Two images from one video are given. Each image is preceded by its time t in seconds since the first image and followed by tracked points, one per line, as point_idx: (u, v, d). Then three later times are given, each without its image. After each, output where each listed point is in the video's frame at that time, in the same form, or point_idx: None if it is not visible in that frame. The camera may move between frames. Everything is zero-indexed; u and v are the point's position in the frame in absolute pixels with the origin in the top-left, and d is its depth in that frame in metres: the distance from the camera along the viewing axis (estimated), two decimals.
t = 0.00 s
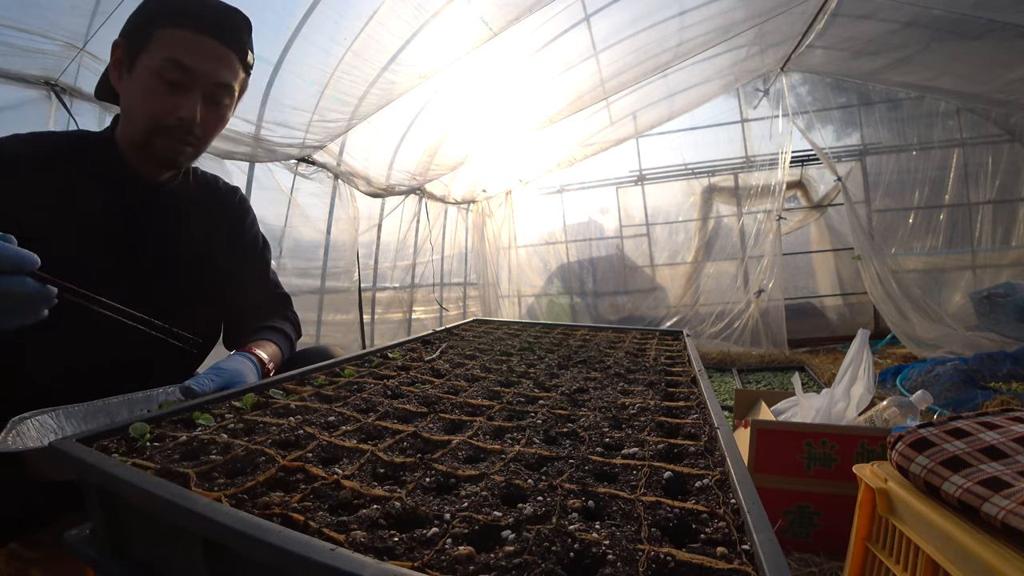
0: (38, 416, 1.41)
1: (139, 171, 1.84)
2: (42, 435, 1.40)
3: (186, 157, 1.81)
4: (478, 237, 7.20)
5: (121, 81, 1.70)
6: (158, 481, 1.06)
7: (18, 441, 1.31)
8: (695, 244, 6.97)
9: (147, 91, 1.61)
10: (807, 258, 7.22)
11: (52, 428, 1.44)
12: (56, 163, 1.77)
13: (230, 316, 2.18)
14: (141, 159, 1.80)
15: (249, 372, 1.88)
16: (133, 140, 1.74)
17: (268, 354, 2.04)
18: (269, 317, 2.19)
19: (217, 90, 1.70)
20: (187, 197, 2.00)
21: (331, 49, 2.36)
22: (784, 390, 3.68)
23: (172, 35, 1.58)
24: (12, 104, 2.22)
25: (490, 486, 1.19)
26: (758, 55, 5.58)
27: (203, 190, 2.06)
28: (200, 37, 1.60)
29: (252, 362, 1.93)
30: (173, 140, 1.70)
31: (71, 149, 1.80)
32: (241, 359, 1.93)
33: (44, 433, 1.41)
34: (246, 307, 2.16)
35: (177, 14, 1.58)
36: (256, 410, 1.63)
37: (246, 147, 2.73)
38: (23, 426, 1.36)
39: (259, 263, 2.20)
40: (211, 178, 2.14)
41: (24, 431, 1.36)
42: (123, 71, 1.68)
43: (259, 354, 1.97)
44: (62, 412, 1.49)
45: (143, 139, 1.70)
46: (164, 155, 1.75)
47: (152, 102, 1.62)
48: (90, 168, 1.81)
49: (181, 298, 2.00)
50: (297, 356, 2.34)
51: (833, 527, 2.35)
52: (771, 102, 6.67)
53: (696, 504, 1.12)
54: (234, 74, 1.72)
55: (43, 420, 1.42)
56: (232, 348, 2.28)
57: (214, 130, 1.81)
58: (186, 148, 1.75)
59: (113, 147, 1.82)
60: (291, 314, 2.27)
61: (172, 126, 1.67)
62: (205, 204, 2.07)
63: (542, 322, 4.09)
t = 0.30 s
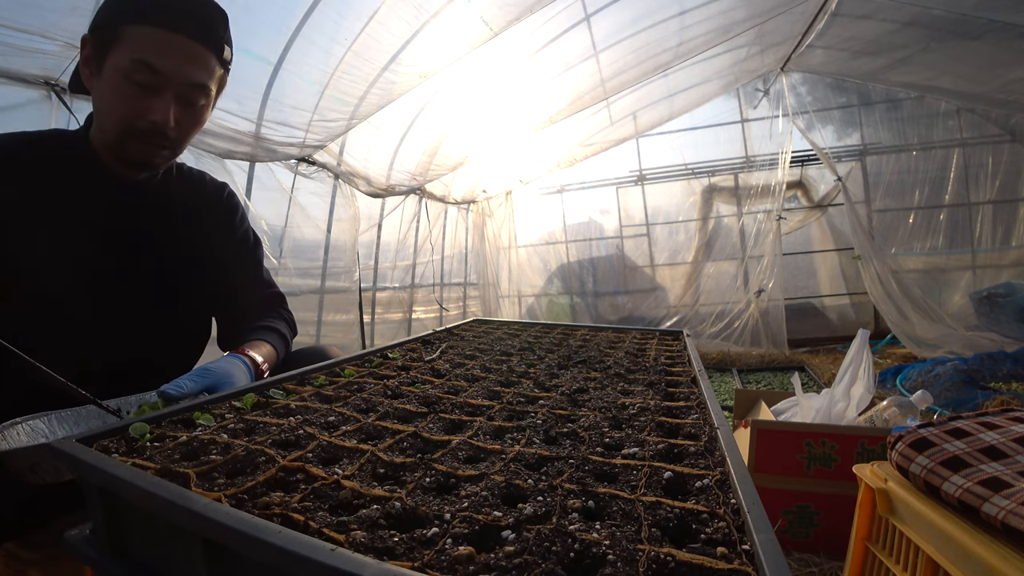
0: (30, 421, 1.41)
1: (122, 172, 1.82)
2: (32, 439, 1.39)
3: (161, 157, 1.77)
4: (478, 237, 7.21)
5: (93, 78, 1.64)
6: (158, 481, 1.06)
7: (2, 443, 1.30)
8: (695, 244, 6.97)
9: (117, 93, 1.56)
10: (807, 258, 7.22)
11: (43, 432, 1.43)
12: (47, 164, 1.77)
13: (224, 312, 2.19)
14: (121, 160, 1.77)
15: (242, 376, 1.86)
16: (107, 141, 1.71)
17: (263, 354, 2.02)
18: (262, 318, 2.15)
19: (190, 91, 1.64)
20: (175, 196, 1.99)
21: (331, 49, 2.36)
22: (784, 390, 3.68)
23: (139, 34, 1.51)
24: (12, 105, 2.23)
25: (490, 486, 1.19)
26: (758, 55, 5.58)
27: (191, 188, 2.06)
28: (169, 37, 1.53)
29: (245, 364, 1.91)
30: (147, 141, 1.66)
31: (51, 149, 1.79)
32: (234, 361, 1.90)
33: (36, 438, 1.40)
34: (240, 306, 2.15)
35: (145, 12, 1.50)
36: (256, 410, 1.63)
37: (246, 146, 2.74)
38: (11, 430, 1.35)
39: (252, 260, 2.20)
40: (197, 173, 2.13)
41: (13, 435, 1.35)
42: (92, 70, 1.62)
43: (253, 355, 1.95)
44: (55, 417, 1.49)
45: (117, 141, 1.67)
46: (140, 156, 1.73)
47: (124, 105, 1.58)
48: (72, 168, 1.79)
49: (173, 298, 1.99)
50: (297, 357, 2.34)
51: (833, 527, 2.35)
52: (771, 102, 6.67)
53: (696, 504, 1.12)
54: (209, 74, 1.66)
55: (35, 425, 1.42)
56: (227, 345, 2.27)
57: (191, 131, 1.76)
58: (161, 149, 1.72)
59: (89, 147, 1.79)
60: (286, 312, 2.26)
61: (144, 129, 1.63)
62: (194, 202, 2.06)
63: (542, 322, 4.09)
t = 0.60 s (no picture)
0: (30, 426, 1.41)
1: (118, 173, 1.82)
2: (32, 444, 1.39)
3: (156, 157, 1.78)
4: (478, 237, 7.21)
5: (86, 77, 1.64)
6: (158, 481, 1.06)
7: (4, 448, 1.29)
8: (695, 244, 6.97)
9: (111, 93, 1.56)
10: (807, 258, 7.22)
11: (42, 437, 1.43)
12: (47, 163, 1.78)
13: (224, 312, 2.18)
14: (118, 160, 1.77)
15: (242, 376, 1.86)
16: (101, 141, 1.71)
17: (264, 355, 2.02)
18: (262, 318, 2.14)
19: (184, 90, 1.64)
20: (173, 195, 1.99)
21: (331, 49, 2.36)
22: (783, 390, 3.67)
23: (132, 34, 1.50)
24: (12, 105, 2.23)
25: (489, 486, 1.19)
26: (758, 55, 5.58)
27: (189, 187, 2.05)
28: (162, 36, 1.52)
29: (245, 365, 1.91)
30: (141, 141, 1.67)
31: (48, 150, 1.79)
32: (234, 361, 1.90)
33: (35, 443, 1.40)
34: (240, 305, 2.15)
35: (138, 11, 1.49)
36: (256, 410, 1.63)
37: (246, 146, 2.73)
38: (13, 435, 1.34)
39: (251, 259, 2.20)
40: (196, 173, 2.12)
41: (14, 440, 1.34)
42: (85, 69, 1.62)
43: (253, 356, 1.95)
44: (54, 421, 1.49)
45: (111, 141, 1.67)
46: (134, 156, 1.73)
47: (118, 106, 1.58)
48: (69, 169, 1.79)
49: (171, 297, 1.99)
50: (296, 357, 2.33)
51: (833, 527, 2.35)
52: (771, 102, 6.67)
53: (696, 504, 1.12)
54: (203, 73, 1.66)
55: (34, 429, 1.41)
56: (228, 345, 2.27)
57: (185, 131, 1.77)
58: (156, 149, 1.72)
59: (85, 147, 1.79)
60: (286, 312, 2.25)
61: (139, 129, 1.64)
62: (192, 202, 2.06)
63: (542, 322, 4.09)
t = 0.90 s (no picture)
0: (33, 427, 1.41)
1: (120, 172, 1.82)
2: (35, 445, 1.39)
3: (163, 158, 1.77)
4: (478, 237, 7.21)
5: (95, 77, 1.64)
6: (159, 482, 1.06)
7: (8, 449, 1.29)
8: (695, 244, 6.96)
9: (120, 94, 1.56)
10: (806, 257, 7.22)
11: (45, 438, 1.43)
12: (48, 163, 1.78)
13: (223, 313, 2.17)
14: (119, 160, 1.77)
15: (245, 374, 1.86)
16: (108, 141, 1.71)
17: (266, 355, 2.02)
18: (262, 318, 2.14)
19: (194, 92, 1.64)
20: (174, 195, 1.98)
21: (331, 49, 2.36)
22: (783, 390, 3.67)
23: (142, 35, 1.50)
24: (12, 105, 2.23)
25: (489, 486, 1.19)
26: (758, 55, 5.57)
27: (191, 187, 2.05)
28: (173, 38, 1.52)
29: (248, 364, 1.91)
30: (149, 143, 1.67)
31: (50, 150, 1.80)
32: (237, 361, 1.90)
33: (38, 444, 1.40)
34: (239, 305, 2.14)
35: (149, 13, 1.49)
36: (256, 410, 1.63)
37: (246, 146, 2.73)
38: (16, 436, 1.33)
39: (251, 259, 2.19)
40: (198, 174, 2.13)
41: (18, 442, 1.34)
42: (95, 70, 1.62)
43: (255, 355, 1.95)
44: (57, 422, 1.49)
45: (118, 141, 1.67)
46: (141, 156, 1.73)
47: (126, 106, 1.58)
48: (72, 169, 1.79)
49: (171, 297, 1.99)
50: (296, 357, 2.34)
51: (833, 527, 2.35)
52: (772, 102, 6.67)
53: (696, 504, 1.12)
54: (213, 76, 1.66)
55: (36, 431, 1.41)
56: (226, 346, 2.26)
57: (193, 132, 1.76)
58: (163, 150, 1.72)
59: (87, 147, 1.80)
60: (286, 312, 2.25)
61: (147, 130, 1.63)
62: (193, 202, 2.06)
63: (542, 322, 4.09)
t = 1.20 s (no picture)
0: (34, 423, 1.41)
1: (121, 172, 1.82)
2: (36, 442, 1.39)
3: (166, 159, 1.77)
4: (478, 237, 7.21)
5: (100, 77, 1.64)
6: (159, 482, 1.06)
7: (11, 445, 1.29)
8: (695, 244, 6.96)
9: (127, 94, 1.56)
10: (806, 257, 7.22)
11: (45, 434, 1.43)
12: (48, 163, 1.78)
13: (224, 313, 2.18)
14: (122, 160, 1.78)
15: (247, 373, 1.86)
16: (112, 141, 1.71)
17: (267, 354, 2.03)
18: (262, 317, 2.14)
19: (200, 94, 1.64)
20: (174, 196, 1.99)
21: (331, 49, 2.36)
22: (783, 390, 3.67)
23: (151, 37, 1.50)
24: (12, 106, 2.23)
25: (489, 486, 1.19)
26: (758, 55, 5.57)
27: (191, 187, 2.05)
28: (181, 39, 1.52)
29: (250, 361, 1.90)
30: (154, 143, 1.66)
31: (51, 150, 1.80)
32: (240, 359, 1.90)
33: (39, 441, 1.40)
34: (239, 305, 2.15)
35: (156, 14, 1.50)
36: (256, 410, 1.63)
37: (246, 146, 2.73)
38: (18, 432, 1.34)
39: (252, 259, 2.20)
40: (199, 174, 2.13)
41: (19, 437, 1.34)
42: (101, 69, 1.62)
43: (256, 355, 1.94)
44: (59, 419, 1.49)
45: (122, 141, 1.67)
46: (146, 157, 1.72)
47: (132, 107, 1.58)
48: (74, 168, 1.80)
49: (173, 297, 1.99)
50: (296, 357, 2.34)
51: (832, 527, 2.35)
52: (772, 102, 6.67)
53: (696, 504, 1.12)
54: (219, 77, 1.66)
55: (37, 428, 1.41)
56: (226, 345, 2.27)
57: (197, 133, 1.76)
58: (168, 151, 1.72)
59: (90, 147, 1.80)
60: (286, 312, 2.25)
61: (152, 131, 1.63)
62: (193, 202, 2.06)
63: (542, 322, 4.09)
